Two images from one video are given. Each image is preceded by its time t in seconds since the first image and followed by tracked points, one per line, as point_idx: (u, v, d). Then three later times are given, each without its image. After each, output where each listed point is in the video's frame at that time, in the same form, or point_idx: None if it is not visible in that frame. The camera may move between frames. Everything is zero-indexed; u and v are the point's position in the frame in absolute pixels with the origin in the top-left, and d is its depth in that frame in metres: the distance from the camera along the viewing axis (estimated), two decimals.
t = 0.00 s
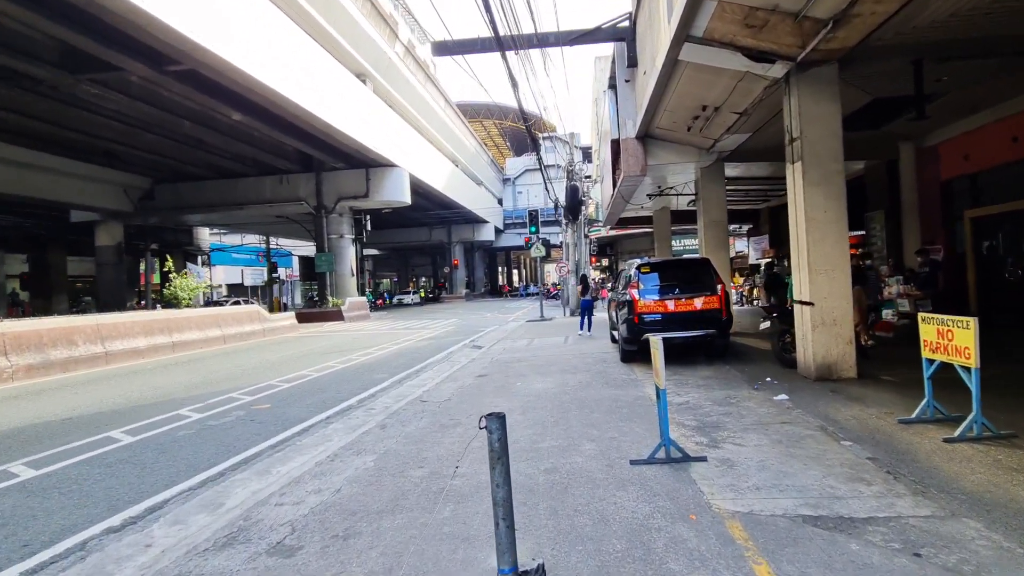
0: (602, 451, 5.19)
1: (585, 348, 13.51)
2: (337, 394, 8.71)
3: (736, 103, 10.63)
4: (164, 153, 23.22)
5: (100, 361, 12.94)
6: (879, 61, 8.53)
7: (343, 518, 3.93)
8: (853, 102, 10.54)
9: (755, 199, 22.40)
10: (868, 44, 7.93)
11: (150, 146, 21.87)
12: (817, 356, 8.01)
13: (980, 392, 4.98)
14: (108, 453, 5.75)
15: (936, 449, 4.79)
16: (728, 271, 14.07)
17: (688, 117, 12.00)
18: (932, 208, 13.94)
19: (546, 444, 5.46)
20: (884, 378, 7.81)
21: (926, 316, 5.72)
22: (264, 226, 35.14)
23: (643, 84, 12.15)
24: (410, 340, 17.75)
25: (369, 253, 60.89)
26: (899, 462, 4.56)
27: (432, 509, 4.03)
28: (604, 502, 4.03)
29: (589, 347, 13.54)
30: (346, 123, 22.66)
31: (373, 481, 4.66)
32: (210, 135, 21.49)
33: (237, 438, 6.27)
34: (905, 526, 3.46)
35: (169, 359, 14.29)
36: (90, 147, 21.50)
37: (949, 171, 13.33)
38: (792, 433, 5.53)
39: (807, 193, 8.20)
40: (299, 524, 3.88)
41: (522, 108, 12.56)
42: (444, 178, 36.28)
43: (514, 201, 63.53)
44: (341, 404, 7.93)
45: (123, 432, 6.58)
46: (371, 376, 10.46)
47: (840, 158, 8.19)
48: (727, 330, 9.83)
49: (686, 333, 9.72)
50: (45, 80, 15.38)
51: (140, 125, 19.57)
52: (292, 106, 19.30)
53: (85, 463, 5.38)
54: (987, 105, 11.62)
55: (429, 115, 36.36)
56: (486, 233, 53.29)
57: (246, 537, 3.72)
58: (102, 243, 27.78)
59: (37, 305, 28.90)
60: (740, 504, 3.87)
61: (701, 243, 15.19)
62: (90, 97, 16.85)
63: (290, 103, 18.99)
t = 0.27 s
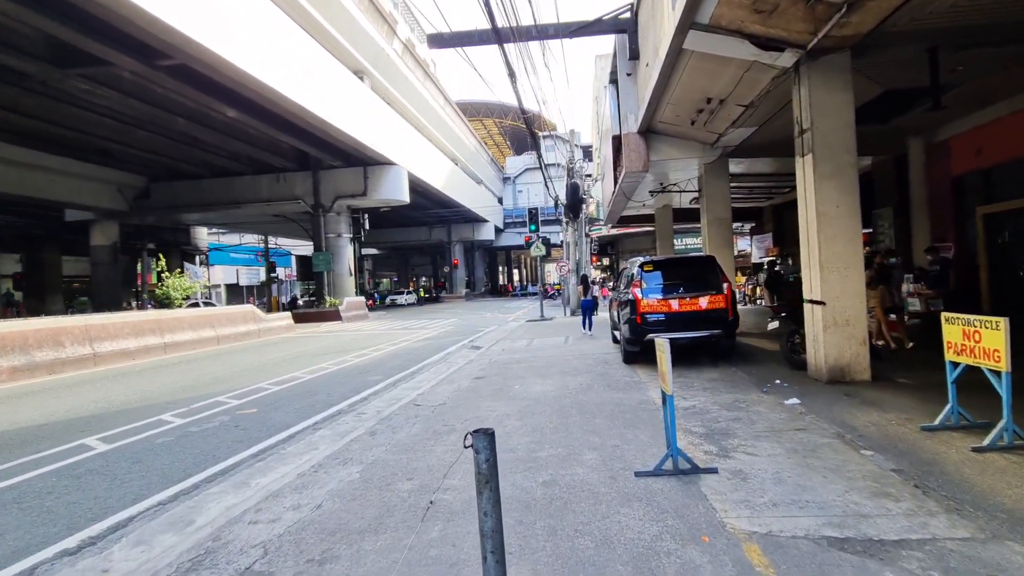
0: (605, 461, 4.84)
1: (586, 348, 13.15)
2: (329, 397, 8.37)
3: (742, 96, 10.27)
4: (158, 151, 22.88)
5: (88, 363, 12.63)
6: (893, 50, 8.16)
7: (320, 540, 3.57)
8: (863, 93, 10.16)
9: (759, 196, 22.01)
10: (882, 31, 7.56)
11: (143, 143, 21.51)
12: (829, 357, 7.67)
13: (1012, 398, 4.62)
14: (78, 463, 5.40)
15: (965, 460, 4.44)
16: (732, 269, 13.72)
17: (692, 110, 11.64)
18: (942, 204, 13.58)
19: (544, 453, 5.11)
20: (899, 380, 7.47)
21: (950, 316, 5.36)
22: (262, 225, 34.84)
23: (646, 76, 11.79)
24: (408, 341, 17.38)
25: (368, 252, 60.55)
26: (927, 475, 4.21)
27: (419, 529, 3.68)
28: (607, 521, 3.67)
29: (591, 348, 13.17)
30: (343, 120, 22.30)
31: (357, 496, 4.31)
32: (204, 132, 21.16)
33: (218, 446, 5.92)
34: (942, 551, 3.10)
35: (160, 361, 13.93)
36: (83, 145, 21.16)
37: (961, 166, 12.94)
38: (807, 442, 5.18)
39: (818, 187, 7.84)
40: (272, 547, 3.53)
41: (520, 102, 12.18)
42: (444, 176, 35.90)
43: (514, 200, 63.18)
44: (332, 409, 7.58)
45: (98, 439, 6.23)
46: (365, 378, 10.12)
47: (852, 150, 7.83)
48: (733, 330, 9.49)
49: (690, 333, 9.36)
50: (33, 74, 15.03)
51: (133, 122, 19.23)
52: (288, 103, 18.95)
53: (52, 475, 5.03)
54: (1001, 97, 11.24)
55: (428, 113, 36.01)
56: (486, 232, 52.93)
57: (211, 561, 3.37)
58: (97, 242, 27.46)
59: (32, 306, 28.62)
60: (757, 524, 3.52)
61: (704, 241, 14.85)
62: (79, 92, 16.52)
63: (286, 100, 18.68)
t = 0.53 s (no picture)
0: (608, 477, 4.50)
1: (587, 350, 12.81)
2: (319, 404, 8.04)
3: (749, 89, 9.87)
4: (153, 150, 22.51)
5: (76, 366, 12.32)
6: (909, 38, 7.75)
7: (294, 571, 3.23)
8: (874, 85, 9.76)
9: (763, 194, 21.61)
10: (899, 18, 7.15)
11: (137, 142, 21.18)
12: (842, 361, 7.33)
13: None
14: (46, 477, 5.07)
15: (999, 476, 4.09)
16: (737, 268, 13.35)
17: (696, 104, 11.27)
18: (953, 201, 13.21)
19: (543, 468, 4.77)
20: (916, 385, 7.12)
21: (978, 320, 4.99)
22: (259, 224, 34.52)
23: (648, 69, 11.40)
24: (405, 342, 17.03)
25: (367, 252, 60.20)
26: (959, 494, 3.85)
27: (404, 557, 3.34)
28: (612, 549, 3.32)
29: (592, 350, 12.83)
30: (339, 118, 21.93)
31: (339, 517, 3.97)
32: (199, 131, 20.83)
33: (197, 458, 5.58)
34: None
35: (151, 364, 13.57)
36: (74, 143, 20.80)
37: (972, 162, 12.54)
38: (825, 455, 4.82)
39: (830, 183, 7.48)
40: None
41: (518, 97, 11.82)
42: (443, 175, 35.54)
43: (514, 199, 62.80)
44: (321, 416, 7.24)
45: (71, 451, 5.90)
46: (358, 383, 9.79)
47: (867, 144, 7.46)
48: (740, 332, 9.13)
49: (696, 335, 9.02)
50: (21, 71, 14.70)
51: (126, 120, 18.90)
52: (283, 100, 18.58)
53: (16, 492, 4.70)
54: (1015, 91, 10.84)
55: (427, 111, 35.62)
56: (486, 231, 52.57)
57: None
58: (92, 243, 27.15)
59: (27, 306, 28.34)
60: (777, 553, 3.18)
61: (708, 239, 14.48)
62: (69, 90, 16.17)
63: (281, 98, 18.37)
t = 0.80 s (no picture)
0: (612, 491, 4.15)
1: (588, 351, 12.45)
2: (308, 408, 7.69)
3: (756, 80, 9.53)
4: (147, 148, 22.14)
5: (64, 368, 12.04)
6: (925, 24, 7.39)
7: None
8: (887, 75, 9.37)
9: (767, 190, 21.19)
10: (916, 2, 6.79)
11: (131, 140, 20.84)
12: (857, 363, 7.00)
13: None
14: (10, 489, 4.76)
15: None
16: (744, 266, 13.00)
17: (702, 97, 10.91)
18: (965, 197, 12.81)
19: (542, 481, 4.42)
20: (936, 389, 6.77)
21: (1010, 320, 4.64)
22: (257, 224, 34.22)
23: (651, 61, 11.05)
24: (403, 343, 16.67)
25: (367, 251, 59.86)
26: (1000, 512, 3.49)
27: None
28: None
29: (593, 350, 12.46)
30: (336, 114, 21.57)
31: (318, 538, 3.62)
32: (195, 129, 20.47)
33: (174, 468, 5.24)
34: None
35: (140, 366, 13.22)
36: (67, 141, 20.47)
37: (986, 157, 12.14)
38: (846, 466, 4.47)
39: (844, 176, 7.13)
40: None
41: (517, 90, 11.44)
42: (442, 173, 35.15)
43: (515, 198, 62.45)
44: (309, 422, 6.89)
45: (43, 459, 5.60)
46: (351, 385, 9.44)
47: (883, 135, 7.10)
48: (747, 332, 8.77)
49: (701, 336, 8.66)
50: (10, 66, 14.37)
51: (119, 117, 18.57)
52: (278, 96, 18.23)
53: None
54: None
55: (427, 109, 35.25)
56: (486, 230, 52.21)
57: None
58: (87, 242, 26.83)
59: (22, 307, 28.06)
60: None
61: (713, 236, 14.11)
62: (59, 86, 15.82)
63: (277, 94, 18.04)
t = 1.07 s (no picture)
0: (617, 511, 3.80)
1: (589, 352, 12.09)
2: (296, 414, 7.34)
3: (765, 72, 9.17)
4: (141, 146, 21.72)
5: (51, 370, 11.73)
6: (945, 10, 7.00)
7: None
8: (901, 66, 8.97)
9: (772, 188, 20.79)
10: None
11: (125, 138, 20.49)
12: (874, 368, 6.66)
13: None
14: None
15: None
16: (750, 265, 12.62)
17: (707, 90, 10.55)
18: (978, 194, 12.42)
19: (541, 498, 4.09)
20: (957, 395, 6.43)
21: None
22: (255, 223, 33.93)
23: (654, 53, 10.67)
24: (400, 343, 16.32)
25: (366, 250, 59.51)
26: None
27: None
28: None
29: (594, 352, 12.11)
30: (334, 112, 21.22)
31: (293, 566, 3.27)
32: (191, 127, 20.03)
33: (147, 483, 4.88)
34: None
35: (129, 368, 12.82)
36: (59, 139, 20.12)
37: (1000, 152, 11.74)
38: (871, 483, 4.13)
39: (860, 170, 6.76)
40: None
41: (516, 83, 11.03)
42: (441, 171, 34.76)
43: (515, 197, 62.07)
44: (296, 429, 6.56)
45: (10, 471, 5.26)
46: (343, 389, 9.10)
47: (901, 127, 6.74)
48: (756, 334, 8.42)
49: (707, 338, 8.30)
50: None
51: (112, 114, 18.21)
52: (274, 93, 17.86)
53: None
54: None
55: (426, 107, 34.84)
56: (486, 229, 51.85)
57: None
58: (82, 242, 26.46)
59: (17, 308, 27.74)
60: None
61: (717, 235, 13.72)
62: (49, 82, 15.47)
63: (273, 91, 17.68)
